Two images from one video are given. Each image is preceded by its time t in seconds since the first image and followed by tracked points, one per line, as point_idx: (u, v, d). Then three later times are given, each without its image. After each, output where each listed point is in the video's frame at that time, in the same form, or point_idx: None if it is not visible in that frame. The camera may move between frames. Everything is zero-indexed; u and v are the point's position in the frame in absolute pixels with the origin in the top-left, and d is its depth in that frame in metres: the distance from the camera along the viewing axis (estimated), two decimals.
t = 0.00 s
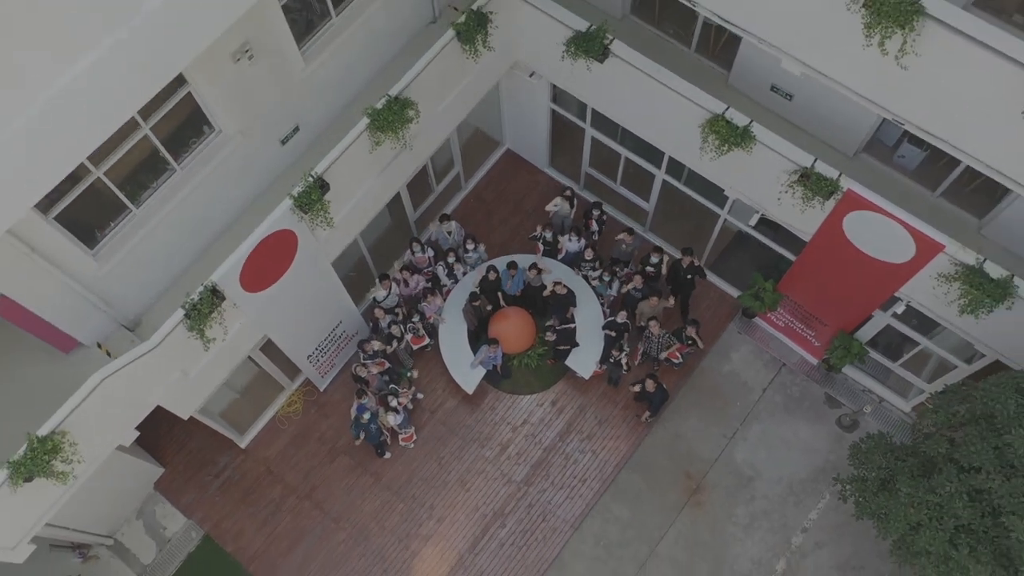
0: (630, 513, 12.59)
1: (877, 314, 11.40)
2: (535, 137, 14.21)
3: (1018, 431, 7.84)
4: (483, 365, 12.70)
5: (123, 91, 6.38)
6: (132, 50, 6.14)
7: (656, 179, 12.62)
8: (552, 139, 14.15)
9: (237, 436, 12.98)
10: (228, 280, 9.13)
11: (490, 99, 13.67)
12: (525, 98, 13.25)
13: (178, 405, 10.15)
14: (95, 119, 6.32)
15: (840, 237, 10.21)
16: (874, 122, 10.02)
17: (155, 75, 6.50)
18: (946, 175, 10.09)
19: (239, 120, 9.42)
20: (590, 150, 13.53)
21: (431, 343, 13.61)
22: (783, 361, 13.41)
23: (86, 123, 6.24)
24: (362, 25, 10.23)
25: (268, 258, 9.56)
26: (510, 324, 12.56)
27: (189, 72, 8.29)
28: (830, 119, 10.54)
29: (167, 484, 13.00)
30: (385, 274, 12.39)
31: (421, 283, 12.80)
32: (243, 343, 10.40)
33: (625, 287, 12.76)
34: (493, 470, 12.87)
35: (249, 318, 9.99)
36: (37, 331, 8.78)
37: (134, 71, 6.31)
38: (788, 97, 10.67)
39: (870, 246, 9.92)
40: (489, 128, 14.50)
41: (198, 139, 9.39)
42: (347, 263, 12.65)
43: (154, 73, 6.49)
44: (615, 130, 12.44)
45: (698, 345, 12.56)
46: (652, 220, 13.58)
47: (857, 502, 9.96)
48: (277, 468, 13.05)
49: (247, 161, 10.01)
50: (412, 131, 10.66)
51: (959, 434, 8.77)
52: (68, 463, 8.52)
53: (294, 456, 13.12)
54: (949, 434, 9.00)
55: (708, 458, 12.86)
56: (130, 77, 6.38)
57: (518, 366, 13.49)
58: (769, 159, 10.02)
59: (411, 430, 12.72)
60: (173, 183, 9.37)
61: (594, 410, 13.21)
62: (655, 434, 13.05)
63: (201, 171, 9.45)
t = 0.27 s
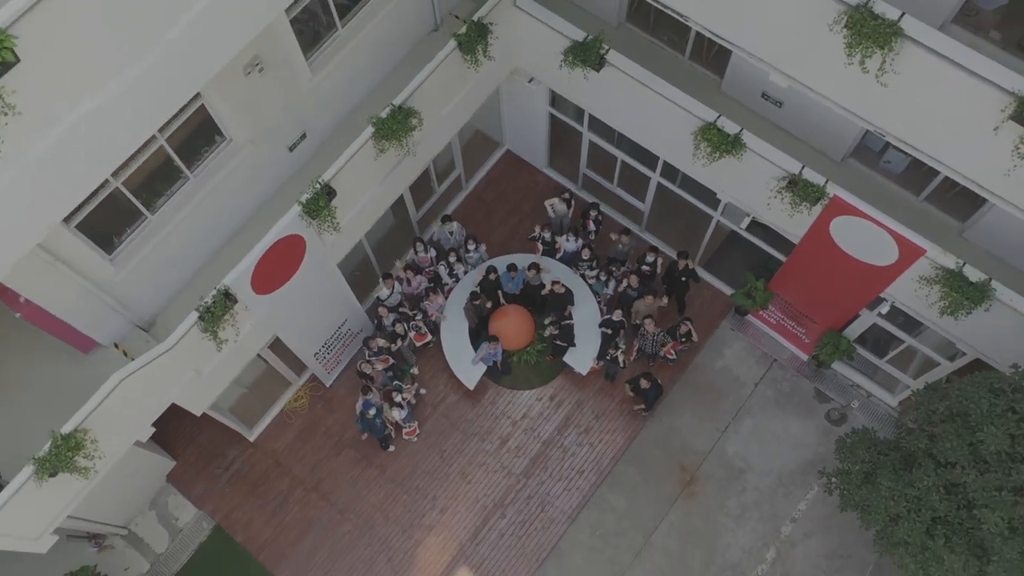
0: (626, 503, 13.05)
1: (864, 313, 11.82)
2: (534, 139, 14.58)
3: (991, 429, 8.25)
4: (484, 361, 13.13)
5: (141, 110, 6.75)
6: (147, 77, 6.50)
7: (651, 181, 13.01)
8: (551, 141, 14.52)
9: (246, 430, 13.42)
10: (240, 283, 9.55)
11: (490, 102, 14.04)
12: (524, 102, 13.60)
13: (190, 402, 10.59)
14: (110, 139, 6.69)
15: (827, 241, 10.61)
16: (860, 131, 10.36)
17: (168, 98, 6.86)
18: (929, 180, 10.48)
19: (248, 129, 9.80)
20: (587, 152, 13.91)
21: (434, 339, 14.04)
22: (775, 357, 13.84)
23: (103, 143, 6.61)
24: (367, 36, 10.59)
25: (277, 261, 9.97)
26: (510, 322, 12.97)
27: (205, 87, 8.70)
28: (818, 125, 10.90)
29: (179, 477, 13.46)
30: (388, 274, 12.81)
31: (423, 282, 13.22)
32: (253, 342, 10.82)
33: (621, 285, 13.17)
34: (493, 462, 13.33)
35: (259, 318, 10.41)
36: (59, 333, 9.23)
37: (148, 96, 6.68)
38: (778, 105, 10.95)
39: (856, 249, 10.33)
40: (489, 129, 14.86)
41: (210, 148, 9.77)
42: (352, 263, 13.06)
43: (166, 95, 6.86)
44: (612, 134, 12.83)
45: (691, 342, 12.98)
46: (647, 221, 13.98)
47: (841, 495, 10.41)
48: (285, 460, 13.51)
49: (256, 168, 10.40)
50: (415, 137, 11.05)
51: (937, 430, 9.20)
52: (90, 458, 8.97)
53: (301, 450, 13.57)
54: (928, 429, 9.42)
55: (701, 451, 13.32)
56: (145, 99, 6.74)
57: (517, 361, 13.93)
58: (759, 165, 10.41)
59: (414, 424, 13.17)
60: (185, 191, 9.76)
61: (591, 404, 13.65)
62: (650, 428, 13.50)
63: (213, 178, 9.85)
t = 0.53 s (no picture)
0: (622, 494, 13.52)
1: (852, 311, 12.24)
2: (533, 141, 14.95)
3: (966, 425, 8.70)
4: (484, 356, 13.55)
5: (164, 126, 7.11)
6: (167, 96, 6.88)
7: (647, 182, 13.41)
8: (549, 142, 14.89)
9: (254, 424, 13.86)
10: (250, 285, 9.96)
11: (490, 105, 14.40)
12: (524, 106, 13.96)
13: (202, 398, 11.03)
14: (131, 155, 7.06)
15: (814, 243, 11.02)
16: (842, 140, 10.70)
17: (186, 115, 7.24)
18: (913, 184, 10.87)
19: (258, 137, 10.17)
20: (584, 154, 14.30)
21: (435, 335, 14.47)
22: (766, 352, 14.27)
23: (125, 159, 6.99)
24: (371, 46, 10.95)
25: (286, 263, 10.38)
26: (509, 319, 13.38)
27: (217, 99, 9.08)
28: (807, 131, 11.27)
29: (189, 469, 13.92)
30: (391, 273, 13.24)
31: (425, 280, 13.66)
32: (263, 340, 11.24)
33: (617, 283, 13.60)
34: (494, 454, 13.79)
35: (269, 317, 10.84)
36: (79, 334, 9.62)
37: (168, 114, 7.05)
38: (767, 110, 11.24)
39: (842, 251, 10.74)
40: (489, 131, 15.22)
41: (221, 155, 10.16)
42: (357, 262, 13.47)
43: (184, 112, 7.23)
44: (608, 137, 13.24)
45: (684, 337, 13.43)
46: (643, 220, 14.38)
47: (827, 486, 10.86)
48: (292, 453, 13.97)
49: (265, 174, 10.79)
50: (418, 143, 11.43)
51: (918, 425, 9.62)
52: (110, 453, 9.41)
53: (307, 442, 14.03)
54: (910, 424, 9.85)
55: (695, 443, 13.78)
56: (171, 112, 7.09)
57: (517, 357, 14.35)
58: (749, 169, 10.81)
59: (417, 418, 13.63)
60: (197, 198, 10.14)
61: (588, 397, 14.10)
62: (645, 421, 13.94)
63: (224, 184, 10.24)
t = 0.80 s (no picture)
0: (618, 486, 13.98)
1: (841, 311, 12.66)
2: (533, 143, 15.33)
3: (944, 422, 9.14)
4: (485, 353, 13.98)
5: (183, 141, 7.52)
6: (187, 114, 7.29)
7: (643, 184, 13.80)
8: (548, 144, 15.27)
9: (263, 419, 14.30)
10: (260, 287, 10.39)
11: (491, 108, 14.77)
12: (524, 110, 14.33)
13: (214, 395, 11.47)
14: (153, 170, 7.46)
15: (804, 245, 11.44)
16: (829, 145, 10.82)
17: (203, 130, 7.65)
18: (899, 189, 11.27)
19: (267, 144, 10.55)
20: (583, 156, 14.67)
21: (438, 333, 14.90)
22: (759, 349, 14.71)
23: (147, 174, 7.41)
24: (376, 55, 11.32)
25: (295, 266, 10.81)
26: (509, 317, 13.77)
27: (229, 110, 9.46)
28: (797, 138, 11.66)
29: (200, 462, 14.37)
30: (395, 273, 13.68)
31: (428, 280, 14.09)
32: (272, 339, 11.67)
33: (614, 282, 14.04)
34: (494, 448, 14.24)
35: (278, 317, 11.27)
36: (97, 335, 10.01)
37: (187, 130, 7.46)
38: (760, 116, 11.40)
39: (830, 253, 11.16)
40: (490, 133, 15.60)
41: (233, 162, 10.54)
42: (362, 262, 13.88)
43: (201, 128, 7.64)
44: (605, 141, 13.66)
45: (679, 335, 13.87)
46: (640, 220, 14.79)
47: (814, 479, 11.30)
48: (299, 446, 14.43)
49: (274, 180, 11.17)
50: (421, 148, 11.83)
51: (900, 421, 10.07)
52: (128, 449, 9.85)
53: (314, 436, 14.48)
54: (894, 420, 10.29)
55: (689, 437, 14.23)
56: (190, 128, 7.50)
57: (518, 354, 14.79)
58: (742, 175, 11.22)
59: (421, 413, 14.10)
60: (209, 204, 10.49)
61: (585, 393, 14.54)
62: (641, 415, 14.39)
63: (235, 190, 10.63)
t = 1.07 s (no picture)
0: (615, 480, 14.43)
1: (831, 311, 13.06)
2: (533, 146, 15.72)
3: (924, 421, 9.58)
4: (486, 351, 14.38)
5: (201, 156, 7.94)
6: (203, 130, 7.70)
7: (639, 187, 14.20)
8: (548, 147, 15.65)
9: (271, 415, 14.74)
10: (270, 291, 10.81)
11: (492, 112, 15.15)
12: (524, 114, 14.70)
13: (226, 393, 11.91)
14: (173, 183, 7.88)
15: (794, 249, 11.84)
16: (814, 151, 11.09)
17: (219, 144, 8.07)
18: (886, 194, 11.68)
19: (276, 152, 10.92)
20: (581, 159, 15.06)
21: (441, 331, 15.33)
22: (752, 347, 15.14)
23: (167, 186, 7.83)
24: (381, 65, 11.69)
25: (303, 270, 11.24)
26: (510, 316, 14.13)
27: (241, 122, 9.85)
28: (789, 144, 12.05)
29: (210, 457, 14.82)
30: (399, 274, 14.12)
31: (431, 280, 14.53)
32: (281, 339, 12.10)
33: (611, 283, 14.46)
34: (495, 444, 14.69)
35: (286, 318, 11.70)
36: (115, 336, 10.42)
37: (204, 146, 7.88)
38: (752, 123, 11.69)
39: (819, 257, 11.56)
40: (491, 136, 15.98)
41: (244, 169, 10.93)
42: (367, 263, 14.30)
43: (217, 143, 8.06)
44: (602, 145, 14.06)
45: (674, 333, 14.30)
46: (636, 221, 15.19)
47: (803, 474, 11.74)
48: (306, 441, 14.88)
49: (284, 186, 11.58)
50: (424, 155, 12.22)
51: (885, 419, 10.49)
52: (145, 446, 10.30)
53: (320, 432, 14.93)
54: (879, 417, 10.73)
55: (684, 433, 14.68)
56: (206, 144, 7.92)
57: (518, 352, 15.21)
58: (735, 180, 11.63)
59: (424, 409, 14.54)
60: (221, 210, 10.89)
61: (583, 389, 14.98)
62: (638, 412, 14.83)
63: (246, 196, 11.02)
